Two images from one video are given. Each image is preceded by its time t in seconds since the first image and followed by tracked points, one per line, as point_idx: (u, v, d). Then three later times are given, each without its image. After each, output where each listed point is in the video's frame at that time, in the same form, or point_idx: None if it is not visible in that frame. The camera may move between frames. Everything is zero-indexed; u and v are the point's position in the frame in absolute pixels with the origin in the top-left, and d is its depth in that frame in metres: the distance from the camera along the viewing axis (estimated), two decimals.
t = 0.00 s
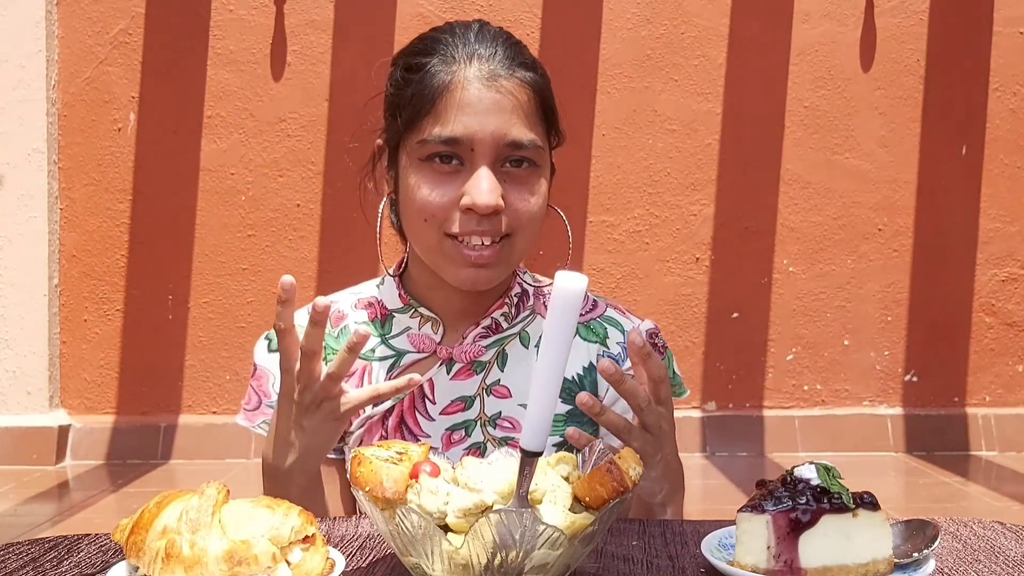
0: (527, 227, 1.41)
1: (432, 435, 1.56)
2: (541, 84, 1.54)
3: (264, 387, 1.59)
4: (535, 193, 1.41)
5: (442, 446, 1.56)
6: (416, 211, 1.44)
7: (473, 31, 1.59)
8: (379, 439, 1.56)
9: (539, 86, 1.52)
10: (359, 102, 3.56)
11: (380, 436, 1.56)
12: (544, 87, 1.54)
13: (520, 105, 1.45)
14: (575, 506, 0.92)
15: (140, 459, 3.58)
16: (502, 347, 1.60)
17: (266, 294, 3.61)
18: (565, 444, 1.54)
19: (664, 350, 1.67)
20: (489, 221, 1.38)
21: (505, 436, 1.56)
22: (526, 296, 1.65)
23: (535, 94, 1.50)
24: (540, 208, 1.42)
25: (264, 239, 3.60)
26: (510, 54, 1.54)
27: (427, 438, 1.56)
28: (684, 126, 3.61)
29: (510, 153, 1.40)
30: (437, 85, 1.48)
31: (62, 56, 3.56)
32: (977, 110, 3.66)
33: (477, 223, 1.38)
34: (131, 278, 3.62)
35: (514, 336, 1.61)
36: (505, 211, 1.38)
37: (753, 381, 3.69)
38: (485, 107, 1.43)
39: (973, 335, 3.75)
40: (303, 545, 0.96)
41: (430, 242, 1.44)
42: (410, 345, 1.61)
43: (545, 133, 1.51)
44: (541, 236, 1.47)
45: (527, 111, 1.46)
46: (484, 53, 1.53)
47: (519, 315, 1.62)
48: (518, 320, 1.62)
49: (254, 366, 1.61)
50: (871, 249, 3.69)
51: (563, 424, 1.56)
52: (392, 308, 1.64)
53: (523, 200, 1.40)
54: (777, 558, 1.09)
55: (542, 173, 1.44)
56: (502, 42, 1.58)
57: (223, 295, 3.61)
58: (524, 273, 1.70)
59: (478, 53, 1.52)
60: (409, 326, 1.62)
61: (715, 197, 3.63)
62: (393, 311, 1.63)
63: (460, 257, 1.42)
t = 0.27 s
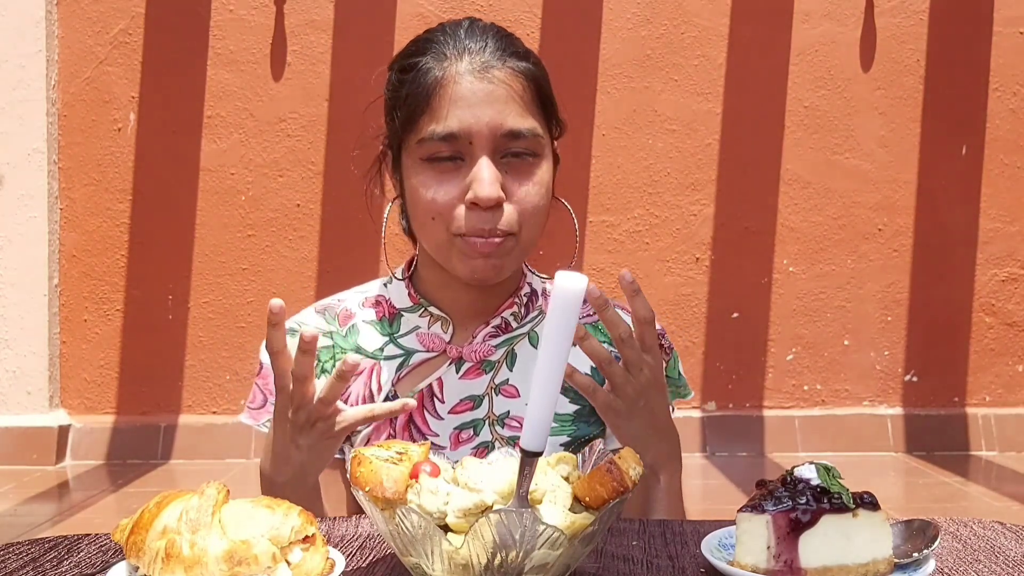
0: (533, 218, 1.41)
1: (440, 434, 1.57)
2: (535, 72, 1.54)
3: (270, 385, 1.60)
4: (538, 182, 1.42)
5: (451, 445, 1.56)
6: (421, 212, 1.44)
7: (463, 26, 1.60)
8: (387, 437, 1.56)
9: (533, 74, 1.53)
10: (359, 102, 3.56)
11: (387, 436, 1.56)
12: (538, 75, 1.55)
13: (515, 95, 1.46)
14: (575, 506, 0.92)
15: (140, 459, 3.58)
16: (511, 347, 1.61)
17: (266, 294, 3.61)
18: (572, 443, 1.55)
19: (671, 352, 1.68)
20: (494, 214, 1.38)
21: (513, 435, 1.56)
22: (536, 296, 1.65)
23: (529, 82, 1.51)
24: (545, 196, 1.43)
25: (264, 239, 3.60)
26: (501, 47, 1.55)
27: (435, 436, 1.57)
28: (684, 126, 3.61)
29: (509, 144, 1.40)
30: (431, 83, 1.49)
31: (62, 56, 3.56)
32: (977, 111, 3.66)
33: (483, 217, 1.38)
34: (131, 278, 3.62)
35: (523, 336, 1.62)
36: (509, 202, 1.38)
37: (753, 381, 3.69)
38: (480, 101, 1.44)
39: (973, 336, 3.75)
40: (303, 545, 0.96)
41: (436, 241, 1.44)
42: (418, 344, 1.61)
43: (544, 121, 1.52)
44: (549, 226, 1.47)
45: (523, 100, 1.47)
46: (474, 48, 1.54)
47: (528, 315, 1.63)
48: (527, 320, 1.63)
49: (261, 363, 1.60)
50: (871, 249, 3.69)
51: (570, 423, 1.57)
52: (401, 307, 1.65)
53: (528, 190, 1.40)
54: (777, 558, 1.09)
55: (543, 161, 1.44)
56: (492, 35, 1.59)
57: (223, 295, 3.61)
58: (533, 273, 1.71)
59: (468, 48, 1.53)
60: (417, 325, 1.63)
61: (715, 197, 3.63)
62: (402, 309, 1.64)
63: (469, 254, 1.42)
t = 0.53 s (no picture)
0: (516, 219, 1.42)
1: (446, 434, 1.56)
2: (513, 67, 1.53)
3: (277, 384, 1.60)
4: (519, 183, 1.42)
5: (456, 444, 1.56)
6: (406, 219, 1.46)
7: (439, 30, 1.60)
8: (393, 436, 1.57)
9: (510, 70, 1.52)
10: (359, 102, 3.56)
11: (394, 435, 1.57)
12: (518, 69, 1.54)
13: (490, 98, 1.45)
14: (575, 506, 0.92)
15: (140, 459, 3.58)
16: (516, 347, 1.60)
17: (266, 295, 3.61)
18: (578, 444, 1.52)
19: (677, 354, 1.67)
20: (475, 219, 1.39)
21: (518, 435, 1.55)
22: (541, 296, 1.65)
23: (506, 80, 1.50)
24: (527, 196, 1.43)
25: (264, 239, 3.60)
26: (476, 46, 1.54)
27: (440, 436, 1.56)
28: (684, 126, 3.61)
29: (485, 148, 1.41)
30: (406, 92, 1.50)
31: (62, 56, 3.56)
32: (977, 110, 3.66)
33: (463, 223, 1.40)
34: (131, 278, 3.62)
35: (529, 336, 1.61)
36: (488, 206, 1.40)
37: (753, 381, 3.69)
38: (454, 107, 1.44)
39: (973, 336, 3.75)
40: (303, 544, 0.96)
41: (424, 248, 1.46)
42: (424, 344, 1.61)
43: (525, 119, 1.51)
44: (535, 223, 1.49)
45: (498, 101, 1.46)
46: (448, 51, 1.53)
47: (534, 315, 1.62)
48: (533, 320, 1.62)
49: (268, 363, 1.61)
50: (871, 249, 3.69)
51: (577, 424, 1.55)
52: (407, 307, 1.64)
53: (507, 193, 1.41)
54: (777, 558, 1.09)
55: (523, 160, 1.44)
56: (467, 35, 1.58)
57: (222, 295, 3.61)
58: (538, 272, 1.70)
59: (442, 51, 1.53)
60: (423, 325, 1.62)
61: (715, 197, 3.63)
62: (407, 310, 1.64)
63: (455, 258, 1.44)
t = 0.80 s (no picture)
0: (507, 217, 1.43)
1: (442, 429, 1.56)
2: (512, 66, 1.53)
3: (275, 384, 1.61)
4: (512, 182, 1.43)
5: (453, 439, 1.56)
6: (397, 211, 1.47)
7: (441, 25, 1.60)
8: (390, 432, 1.58)
9: (509, 69, 1.52)
10: (359, 101, 3.56)
11: (391, 431, 1.58)
12: (516, 68, 1.54)
13: (488, 95, 1.46)
14: (575, 506, 0.92)
15: (140, 459, 3.58)
16: (510, 341, 1.60)
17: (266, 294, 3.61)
18: (574, 437, 1.55)
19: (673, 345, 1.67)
20: (466, 214, 1.40)
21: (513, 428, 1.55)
22: (533, 290, 1.65)
23: (505, 78, 1.50)
24: (521, 195, 1.44)
25: (264, 239, 3.60)
26: (476, 43, 1.54)
27: (437, 431, 1.56)
28: (684, 126, 3.61)
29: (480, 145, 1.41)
30: (404, 84, 1.50)
31: (62, 56, 3.56)
32: (977, 110, 3.66)
33: (455, 218, 1.41)
34: (131, 278, 3.62)
35: (522, 330, 1.61)
36: (481, 203, 1.41)
37: (753, 381, 3.69)
38: (451, 102, 1.44)
39: (973, 336, 3.75)
40: (303, 545, 0.96)
41: (413, 239, 1.47)
42: (419, 340, 1.62)
43: (522, 118, 1.52)
44: (528, 222, 1.50)
45: (495, 99, 1.46)
46: (448, 45, 1.53)
47: (527, 309, 1.62)
48: (526, 314, 1.62)
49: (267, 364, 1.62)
50: (871, 249, 3.69)
51: (572, 416, 1.56)
52: (401, 304, 1.66)
53: (501, 190, 1.42)
54: (777, 558, 1.09)
55: (517, 159, 1.45)
56: (469, 31, 1.58)
57: (222, 295, 3.61)
58: (530, 268, 1.71)
59: (442, 46, 1.53)
60: (418, 322, 1.64)
61: (715, 197, 3.63)
62: (402, 307, 1.65)
63: (444, 253, 1.46)
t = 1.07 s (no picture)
0: (508, 219, 1.44)
1: (435, 428, 1.57)
2: (518, 70, 1.54)
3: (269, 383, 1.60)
4: (516, 184, 1.44)
5: (445, 439, 1.57)
6: (397, 208, 1.47)
7: (448, 25, 1.60)
8: (383, 431, 1.58)
9: (516, 72, 1.52)
10: (359, 101, 3.55)
11: (384, 431, 1.58)
12: (522, 72, 1.54)
13: (495, 95, 1.46)
14: (575, 506, 0.92)
15: (140, 459, 3.58)
16: (503, 341, 1.61)
17: (267, 295, 3.61)
18: (567, 436, 1.56)
19: (663, 344, 1.70)
20: (468, 214, 1.41)
21: (506, 428, 1.56)
22: (527, 290, 1.66)
23: (512, 80, 1.50)
24: (523, 197, 1.45)
25: (264, 239, 3.60)
26: (484, 45, 1.54)
27: (430, 431, 1.57)
28: (684, 126, 3.61)
29: (485, 145, 1.41)
30: (410, 82, 1.50)
31: (62, 56, 3.55)
32: (977, 111, 3.66)
33: (456, 217, 1.41)
34: (131, 278, 3.62)
35: (515, 330, 1.62)
36: (483, 203, 1.41)
37: (753, 381, 3.69)
38: (457, 101, 1.44)
39: (973, 336, 3.75)
40: (303, 545, 0.96)
41: (413, 237, 1.47)
42: (412, 340, 1.61)
43: (526, 120, 1.52)
44: (529, 224, 1.50)
45: (502, 100, 1.47)
46: (455, 46, 1.53)
47: (520, 309, 1.63)
48: (519, 314, 1.63)
49: (261, 363, 1.62)
50: (871, 249, 3.69)
51: (565, 416, 1.57)
52: (394, 304, 1.65)
53: (503, 191, 1.42)
54: (777, 558, 1.09)
55: (521, 162, 1.45)
56: (476, 32, 1.58)
57: (222, 295, 3.61)
58: (523, 266, 1.70)
59: (449, 46, 1.53)
60: (411, 322, 1.63)
61: (715, 197, 3.63)
62: (395, 307, 1.65)
63: (444, 251, 1.46)
